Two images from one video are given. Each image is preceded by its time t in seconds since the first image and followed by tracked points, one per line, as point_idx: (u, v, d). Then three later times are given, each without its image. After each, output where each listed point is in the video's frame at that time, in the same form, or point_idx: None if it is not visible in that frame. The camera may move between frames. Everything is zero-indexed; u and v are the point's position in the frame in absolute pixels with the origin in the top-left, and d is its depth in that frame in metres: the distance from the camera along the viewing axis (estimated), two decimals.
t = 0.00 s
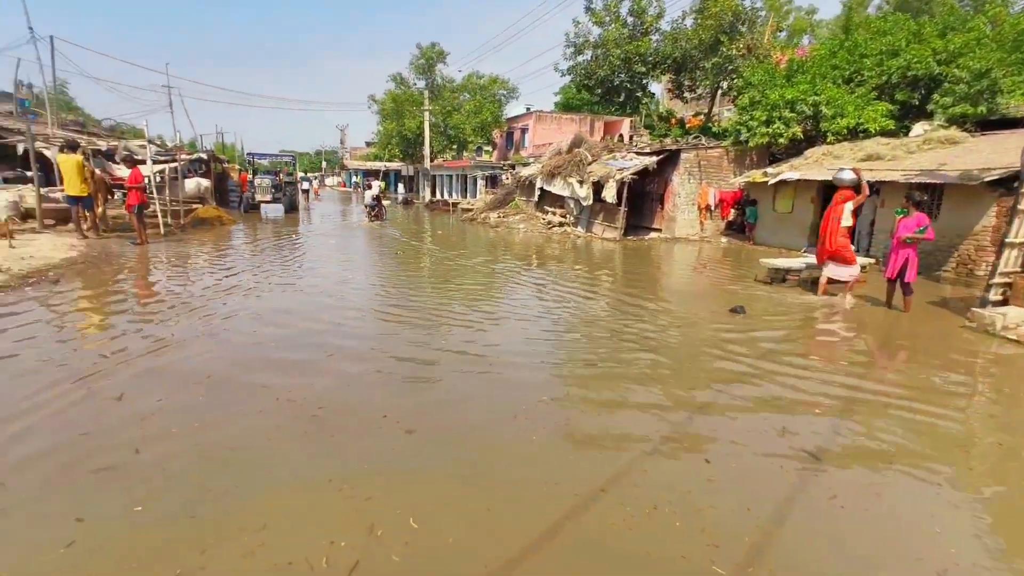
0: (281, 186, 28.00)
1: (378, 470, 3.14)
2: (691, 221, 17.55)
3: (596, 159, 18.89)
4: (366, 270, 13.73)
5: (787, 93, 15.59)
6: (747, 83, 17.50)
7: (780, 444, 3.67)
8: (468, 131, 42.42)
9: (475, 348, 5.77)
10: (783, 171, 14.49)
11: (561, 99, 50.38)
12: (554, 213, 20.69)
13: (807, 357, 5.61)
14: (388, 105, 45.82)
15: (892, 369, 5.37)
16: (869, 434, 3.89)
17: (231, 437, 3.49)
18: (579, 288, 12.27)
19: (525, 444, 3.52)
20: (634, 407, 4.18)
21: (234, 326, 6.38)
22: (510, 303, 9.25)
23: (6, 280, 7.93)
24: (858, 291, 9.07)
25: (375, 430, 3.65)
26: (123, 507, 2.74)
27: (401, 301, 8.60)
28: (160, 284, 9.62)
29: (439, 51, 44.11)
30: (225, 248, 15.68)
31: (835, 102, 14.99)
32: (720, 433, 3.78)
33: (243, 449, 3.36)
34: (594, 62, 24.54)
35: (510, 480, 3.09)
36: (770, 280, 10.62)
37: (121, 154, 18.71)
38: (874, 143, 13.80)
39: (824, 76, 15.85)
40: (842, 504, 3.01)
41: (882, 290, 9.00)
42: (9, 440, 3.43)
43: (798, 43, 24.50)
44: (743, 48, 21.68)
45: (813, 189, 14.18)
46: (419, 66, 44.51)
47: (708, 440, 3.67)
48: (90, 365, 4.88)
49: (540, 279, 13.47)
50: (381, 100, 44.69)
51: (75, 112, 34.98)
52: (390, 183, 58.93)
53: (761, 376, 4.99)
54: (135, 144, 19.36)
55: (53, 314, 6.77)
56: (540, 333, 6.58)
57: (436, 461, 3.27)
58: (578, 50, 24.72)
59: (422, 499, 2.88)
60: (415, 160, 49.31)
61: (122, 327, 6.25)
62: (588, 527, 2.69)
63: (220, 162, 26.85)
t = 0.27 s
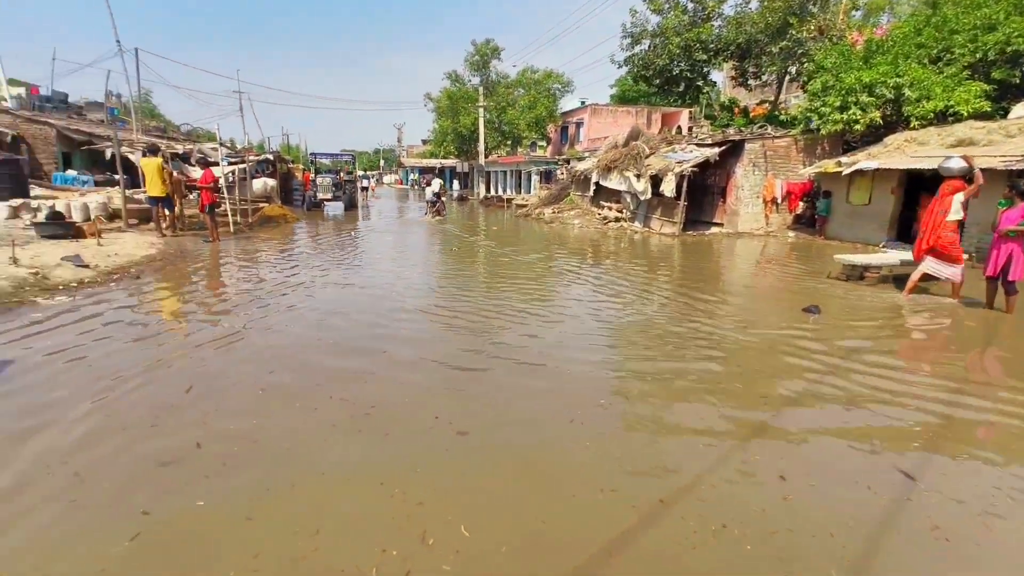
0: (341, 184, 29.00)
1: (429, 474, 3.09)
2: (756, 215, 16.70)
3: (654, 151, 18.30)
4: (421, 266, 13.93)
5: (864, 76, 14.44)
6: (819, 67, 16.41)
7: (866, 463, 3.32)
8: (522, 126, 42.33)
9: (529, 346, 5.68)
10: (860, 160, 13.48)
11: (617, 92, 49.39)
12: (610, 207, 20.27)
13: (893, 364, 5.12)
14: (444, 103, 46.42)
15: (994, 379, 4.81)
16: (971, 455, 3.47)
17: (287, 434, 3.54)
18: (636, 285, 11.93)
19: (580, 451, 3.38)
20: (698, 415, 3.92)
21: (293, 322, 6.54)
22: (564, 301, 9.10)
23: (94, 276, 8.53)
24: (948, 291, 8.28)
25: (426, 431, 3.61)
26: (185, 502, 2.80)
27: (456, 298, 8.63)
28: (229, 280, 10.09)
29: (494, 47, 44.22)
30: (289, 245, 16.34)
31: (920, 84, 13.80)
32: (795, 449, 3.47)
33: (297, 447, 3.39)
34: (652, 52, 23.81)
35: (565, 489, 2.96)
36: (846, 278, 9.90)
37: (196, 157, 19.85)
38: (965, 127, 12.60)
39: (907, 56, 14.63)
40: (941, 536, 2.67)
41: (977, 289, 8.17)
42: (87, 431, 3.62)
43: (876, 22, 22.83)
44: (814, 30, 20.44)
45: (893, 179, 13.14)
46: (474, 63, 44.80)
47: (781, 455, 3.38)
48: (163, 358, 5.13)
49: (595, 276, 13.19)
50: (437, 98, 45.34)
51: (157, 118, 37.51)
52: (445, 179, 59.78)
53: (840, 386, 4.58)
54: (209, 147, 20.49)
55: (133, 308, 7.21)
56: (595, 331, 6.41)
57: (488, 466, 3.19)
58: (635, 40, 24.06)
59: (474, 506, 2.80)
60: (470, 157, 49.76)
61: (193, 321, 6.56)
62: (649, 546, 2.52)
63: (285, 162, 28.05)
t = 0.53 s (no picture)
0: (392, 191, 29.63)
1: (458, 500, 3.08)
2: (817, 218, 15.79)
3: (706, 153, 17.65)
4: (466, 273, 13.95)
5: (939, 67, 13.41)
6: (887, 60, 15.36)
7: (937, 508, 3.01)
8: (570, 130, 42.03)
9: (567, 361, 5.54)
10: (935, 158, 12.45)
11: (668, 93, 48.29)
12: (660, 211, 19.72)
13: (973, 391, 4.63)
14: (492, 109, 46.78)
15: None
16: None
17: (317, 449, 3.59)
18: (685, 293, 11.49)
19: (613, 482, 3.29)
20: (745, 447, 3.68)
21: (335, 331, 6.63)
22: (609, 310, 8.86)
23: (156, 283, 8.98)
24: None
25: (456, 451, 3.62)
26: (215, 520, 2.88)
27: (497, 307, 8.57)
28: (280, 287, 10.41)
29: (542, 52, 44.18)
30: (340, 252, 16.80)
31: (1004, 73, 12.66)
32: (854, 489, 3.19)
33: (327, 462, 3.45)
34: (703, 50, 23.09)
35: (596, 523, 2.89)
36: (918, 285, 9.15)
37: (255, 168, 20.74)
38: None
39: (989, 44, 13.48)
40: None
41: None
42: (133, 436, 3.78)
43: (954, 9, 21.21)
44: (882, 20, 19.18)
45: (973, 178, 12.10)
46: (522, 69, 44.92)
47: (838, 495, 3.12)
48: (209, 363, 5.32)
49: (643, 283, 12.82)
50: (485, 105, 45.75)
51: (222, 132, 39.61)
52: (493, 185, 60.15)
53: (912, 415, 4.18)
54: (267, 158, 21.37)
55: (189, 314, 7.53)
56: (638, 345, 6.17)
57: (518, 493, 3.16)
58: (687, 39, 23.41)
59: (502, 538, 2.77)
60: (518, 163, 49.85)
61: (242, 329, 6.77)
62: None
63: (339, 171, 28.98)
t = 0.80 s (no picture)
0: (441, 202, 30.06)
1: (495, 531, 3.00)
2: (887, 225, 14.79)
3: (762, 158, 16.92)
4: (513, 284, 13.88)
5: None
6: (966, 54, 14.24)
7: None
8: (619, 137, 41.49)
9: (611, 384, 5.35)
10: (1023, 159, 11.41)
11: (721, 97, 46.91)
12: (713, 219, 19.05)
13: None
14: (540, 118, 46.82)
15: None
16: None
17: (354, 471, 3.57)
18: (740, 307, 10.98)
19: (659, 519, 3.12)
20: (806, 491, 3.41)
21: (379, 345, 6.69)
22: (657, 325, 8.56)
23: (215, 293, 9.37)
24: None
25: (494, 477, 3.54)
26: (252, 541, 2.88)
27: (541, 322, 8.44)
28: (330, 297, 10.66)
29: (591, 59, 43.88)
30: (390, 262, 17.12)
31: None
32: (932, 546, 2.88)
33: (365, 484, 3.44)
34: (760, 51, 22.28)
35: (639, 564, 2.73)
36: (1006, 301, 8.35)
37: (311, 180, 21.50)
38: None
39: None
40: None
41: None
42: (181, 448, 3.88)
43: None
44: (959, 13, 17.87)
45: None
46: (570, 77, 44.80)
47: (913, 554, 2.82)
48: (257, 375, 5.45)
49: (695, 295, 12.36)
50: (534, 114, 45.83)
51: (282, 146, 41.48)
52: (542, 193, 60.11)
53: (1001, 461, 3.75)
54: (322, 170, 22.13)
55: (243, 325, 7.79)
56: (688, 367, 5.90)
57: (557, 526, 3.05)
58: (742, 41, 22.67)
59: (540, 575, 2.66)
60: (566, 170, 49.62)
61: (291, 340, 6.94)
62: None
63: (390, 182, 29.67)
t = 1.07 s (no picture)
0: (487, 210, 30.24)
1: (544, 565, 2.82)
2: (966, 232, 13.72)
3: (823, 162, 16.08)
4: (559, 293, 13.67)
5: None
6: None
7: None
8: (668, 143, 40.63)
9: (665, 404, 5.09)
10: None
11: (776, 99, 45.24)
12: (769, 226, 18.24)
13: None
14: (587, 125, 46.52)
15: None
16: None
17: (399, 493, 3.47)
18: (800, 321, 10.37)
19: (723, 561, 2.86)
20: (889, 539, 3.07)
21: (425, 356, 6.64)
22: (711, 339, 8.18)
23: (268, 302, 9.61)
24: None
25: (542, 506, 3.37)
26: (295, 564, 2.80)
27: (589, 335, 8.21)
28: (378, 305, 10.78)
29: (638, 65, 43.30)
30: (437, 270, 17.28)
31: None
32: None
33: (410, 507, 3.33)
34: (820, 50, 21.32)
35: None
36: None
37: (361, 190, 22.03)
38: None
39: None
40: None
41: None
42: (230, 460, 3.88)
43: None
44: None
45: None
46: (617, 83, 44.32)
47: None
48: (306, 387, 5.48)
49: (751, 307, 11.80)
50: (580, 121, 45.59)
51: (335, 158, 42.85)
52: (587, 201, 59.61)
53: None
54: (372, 180, 22.65)
55: (294, 334, 7.94)
56: (747, 389, 5.55)
57: (611, 564, 2.83)
58: (800, 41, 21.81)
59: None
60: (613, 177, 49.01)
61: (338, 351, 6.99)
62: None
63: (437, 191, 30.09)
